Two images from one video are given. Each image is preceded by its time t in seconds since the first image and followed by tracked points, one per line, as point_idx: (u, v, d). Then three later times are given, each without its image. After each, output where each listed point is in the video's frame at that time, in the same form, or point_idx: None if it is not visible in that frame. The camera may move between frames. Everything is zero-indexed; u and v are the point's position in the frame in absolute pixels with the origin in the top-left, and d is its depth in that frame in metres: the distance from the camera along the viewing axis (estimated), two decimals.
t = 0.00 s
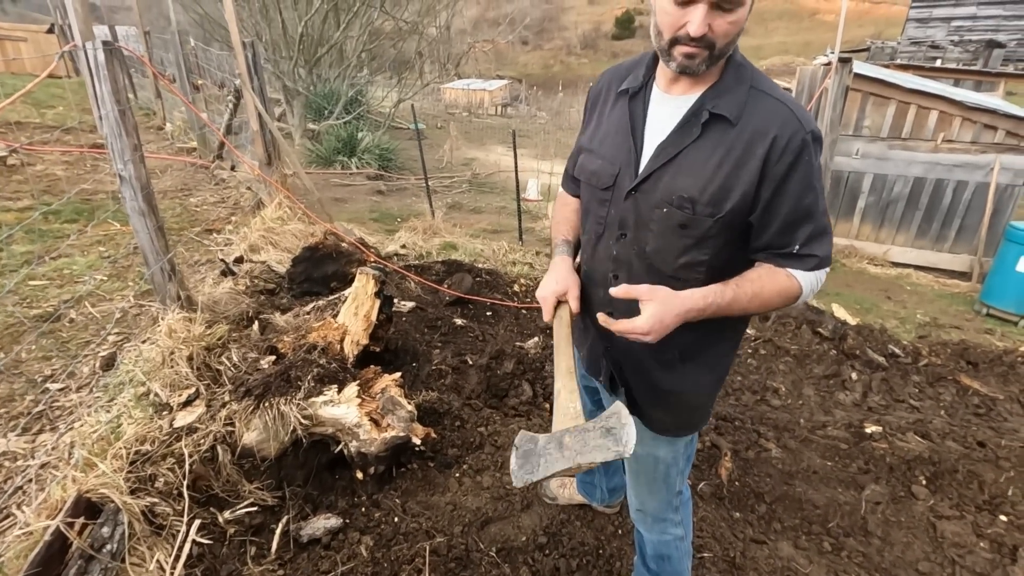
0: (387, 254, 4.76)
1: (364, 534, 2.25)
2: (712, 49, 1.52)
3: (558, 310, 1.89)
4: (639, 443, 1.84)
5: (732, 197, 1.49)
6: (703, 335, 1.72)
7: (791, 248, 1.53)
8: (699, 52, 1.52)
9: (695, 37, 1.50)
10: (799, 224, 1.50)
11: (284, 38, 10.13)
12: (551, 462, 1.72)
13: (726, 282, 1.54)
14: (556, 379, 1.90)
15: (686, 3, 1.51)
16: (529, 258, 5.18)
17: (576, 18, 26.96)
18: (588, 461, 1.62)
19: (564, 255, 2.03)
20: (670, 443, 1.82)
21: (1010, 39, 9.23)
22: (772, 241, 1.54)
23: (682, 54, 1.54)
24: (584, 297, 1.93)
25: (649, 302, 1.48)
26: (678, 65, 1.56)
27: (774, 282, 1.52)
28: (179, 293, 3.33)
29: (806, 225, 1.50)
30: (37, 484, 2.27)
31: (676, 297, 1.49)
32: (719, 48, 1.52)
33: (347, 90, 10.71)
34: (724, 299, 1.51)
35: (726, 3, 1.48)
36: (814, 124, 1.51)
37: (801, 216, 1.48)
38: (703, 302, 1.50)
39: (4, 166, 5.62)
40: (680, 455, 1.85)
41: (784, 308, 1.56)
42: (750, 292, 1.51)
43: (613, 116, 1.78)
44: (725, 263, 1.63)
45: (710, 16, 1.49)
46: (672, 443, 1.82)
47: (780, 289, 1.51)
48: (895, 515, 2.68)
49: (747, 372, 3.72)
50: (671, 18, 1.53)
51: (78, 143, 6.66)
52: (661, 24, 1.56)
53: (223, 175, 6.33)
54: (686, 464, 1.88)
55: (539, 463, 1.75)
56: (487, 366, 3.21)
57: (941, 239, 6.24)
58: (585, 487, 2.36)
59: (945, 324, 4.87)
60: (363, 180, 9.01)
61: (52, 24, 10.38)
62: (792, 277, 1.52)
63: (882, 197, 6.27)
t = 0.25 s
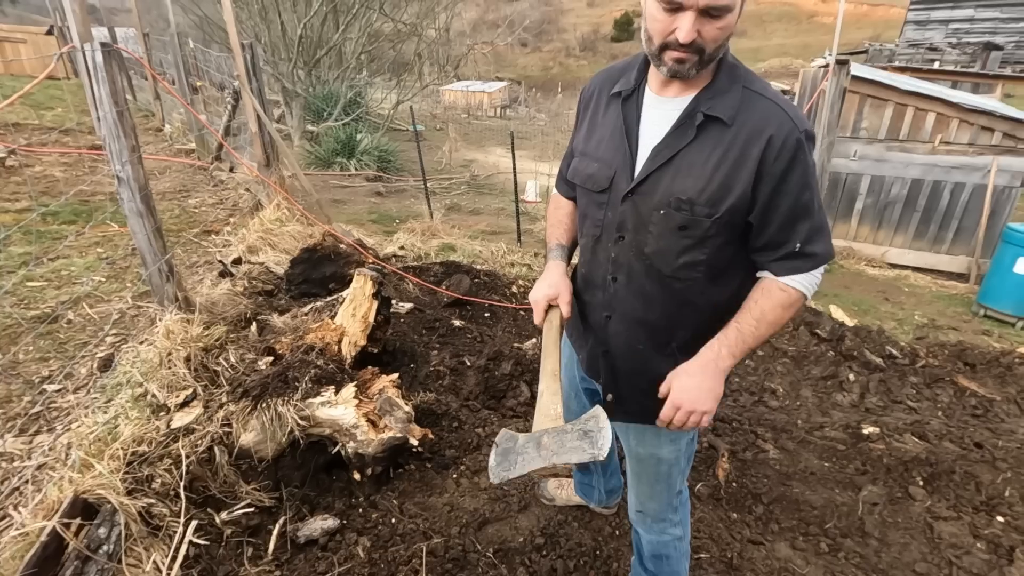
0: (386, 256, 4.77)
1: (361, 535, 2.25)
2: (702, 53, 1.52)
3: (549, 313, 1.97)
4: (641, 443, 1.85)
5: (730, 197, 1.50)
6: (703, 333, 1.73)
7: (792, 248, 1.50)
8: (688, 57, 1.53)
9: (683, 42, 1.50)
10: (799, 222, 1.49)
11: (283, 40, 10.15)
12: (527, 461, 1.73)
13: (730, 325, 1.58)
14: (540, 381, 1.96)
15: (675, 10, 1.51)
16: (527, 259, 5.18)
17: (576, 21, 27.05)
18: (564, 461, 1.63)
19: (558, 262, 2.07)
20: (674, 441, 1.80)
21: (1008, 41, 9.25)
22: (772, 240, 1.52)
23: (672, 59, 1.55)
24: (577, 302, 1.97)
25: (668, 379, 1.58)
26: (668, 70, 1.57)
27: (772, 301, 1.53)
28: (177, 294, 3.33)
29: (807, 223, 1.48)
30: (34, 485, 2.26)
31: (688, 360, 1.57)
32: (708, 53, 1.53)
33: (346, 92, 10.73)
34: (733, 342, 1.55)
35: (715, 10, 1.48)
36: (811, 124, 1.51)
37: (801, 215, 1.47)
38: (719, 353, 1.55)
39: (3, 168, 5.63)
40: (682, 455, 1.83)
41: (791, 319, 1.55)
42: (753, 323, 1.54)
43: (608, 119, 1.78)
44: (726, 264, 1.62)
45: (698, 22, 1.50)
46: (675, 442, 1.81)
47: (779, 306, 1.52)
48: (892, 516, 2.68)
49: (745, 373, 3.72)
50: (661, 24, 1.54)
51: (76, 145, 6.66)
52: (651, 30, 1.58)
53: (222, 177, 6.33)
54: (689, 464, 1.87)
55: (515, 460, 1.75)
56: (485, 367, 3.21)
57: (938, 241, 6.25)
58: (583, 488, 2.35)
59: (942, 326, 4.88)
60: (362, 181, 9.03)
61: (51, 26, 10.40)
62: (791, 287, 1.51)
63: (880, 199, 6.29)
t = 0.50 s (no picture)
0: (384, 257, 4.77)
1: (360, 536, 2.25)
2: (695, 53, 1.53)
3: (540, 314, 2.00)
4: (637, 444, 1.86)
5: (723, 198, 1.50)
6: (698, 333, 1.74)
7: (784, 250, 1.50)
8: (681, 55, 1.54)
9: (676, 41, 1.51)
10: (792, 223, 1.48)
11: (282, 41, 10.15)
12: (504, 452, 1.72)
13: (754, 359, 1.63)
14: (522, 379, 1.92)
15: (667, 8, 1.52)
16: (526, 261, 5.18)
17: (575, 22, 27.09)
18: (547, 461, 1.68)
19: (555, 265, 2.06)
20: (668, 442, 1.83)
21: (1006, 42, 9.27)
22: (765, 241, 1.52)
23: (665, 57, 1.56)
24: (571, 305, 1.99)
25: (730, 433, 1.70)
26: (661, 69, 1.58)
27: (778, 324, 1.56)
28: (175, 295, 3.33)
29: (799, 224, 1.48)
30: (32, 486, 2.26)
31: (738, 410, 1.67)
32: (701, 52, 1.53)
33: (345, 93, 10.73)
34: (766, 377, 1.61)
35: (707, 8, 1.49)
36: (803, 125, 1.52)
37: (793, 216, 1.47)
38: (762, 391, 1.63)
39: (2, 169, 5.63)
40: (678, 455, 1.86)
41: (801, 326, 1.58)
42: (773, 353, 1.58)
43: (603, 121, 1.79)
44: (720, 265, 1.62)
45: (691, 20, 1.51)
46: (670, 442, 1.83)
47: (786, 326, 1.55)
48: (891, 517, 2.68)
49: (743, 374, 3.72)
50: (654, 23, 1.55)
51: (75, 146, 6.66)
52: (645, 29, 1.59)
53: (221, 178, 6.34)
54: (684, 464, 1.89)
55: (490, 449, 1.73)
56: (484, 368, 3.22)
57: (937, 242, 6.26)
58: (581, 489, 2.35)
59: (941, 327, 4.88)
60: (361, 183, 9.03)
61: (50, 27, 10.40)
62: (771, 299, 1.56)
63: (878, 200, 6.30)
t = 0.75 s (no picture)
0: (384, 257, 4.78)
1: (360, 537, 2.25)
2: (693, 53, 1.53)
3: (534, 309, 2.04)
4: (636, 445, 1.86)
5: (721, 198, 1.50)
6: (696, 334, 1.73)
7: (784, 251, 1.50)
8: (680, 56, 1.54)
9: (674, 41, 1.51)
10: (790, 225, 1.48)
11: (282, 42, 10.16)
12: (498, 441, 1.70)
13: (765, 362, 1.63)
14: (518, 371, 1.93)
15: (666, 8, 1.53)
16: (526, 261, 5.19)
17: (575, 24, 27.11)
18: (541, 454, 1.67)
19: (551, 263, 2.10)
20: (667, 443, 1.83)
21: (1005, 44, 9.29)
22: (763, 242, 1.52)
23: (664, 58, 1.56)
24: (570, 305, 1.99)
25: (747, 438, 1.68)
26: (660, 70, 1.58)
27: (787, 325, 1.56)
28: (175, 296, 3.33)
29: (798, 224, 1.48)
30: (32, 487, 2.26)
31: (753, 415, 1.67)
32: (699, 52, 1.54)
33: (345, 94, 10.73)
34: (779, 379, 1.61)
35: (705, 8, 1.50)
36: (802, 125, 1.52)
37: (792, 216, 1.47)
38: (777, 394, 1.63)
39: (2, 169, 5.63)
40: (677, 455, 1.86)
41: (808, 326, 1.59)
42: (783, 354, 1.58)
43: (602, 121, 1.79)
44: (718, 265, 1.63)
45: (689, 21, 1.51)
46: (669, 443, 1.83)
47: (795, 326, 1.55)
48: (890, 517, 2.68)
49: (743, 375, 3.72)
50: (653, 24, 1.55)
51: (75, 147, 6.66)
52: (643, 30, 1.59)
53: (221, 179, 6.34)
54: (684, 465, 1.89)
55: (484, 437, 1.71)
56: (483, 369, 3.22)
57: (936, 243, 6.26)
58: (581, 489, 2.35)
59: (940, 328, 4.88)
60: (361, 183, 9.04)
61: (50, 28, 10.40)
62: (774, 299, 1.57)
63: (878, 201, 6.31)
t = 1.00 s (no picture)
0: (384, 258, 4.78)
1: (359, 537, 2.25)
2: (690, 53, 1.53)
3: (532, 308, 2.05)
4: (635, 445, 1.86)
5: (718, 198, 1.51)
6: (694, 333, 1.73)
7: (781, 251, 1.50)
8: (678, 56, 1.54)
9: (672, 41, 1.51)
10: (787, 225, 1.48)
11: (282, 43, 10.16)
12: (492, 440, 1.68)
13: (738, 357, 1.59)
14: (515, 370, 1.91)
15: (663, 9, 1.53)
16: (526, 262, 5.19)
17: (575, 25, 27.13)
18: (535, 452, 1.65)
19: (549, 260, 2.11)
20: (666, 443, 1.83)
21: (1005, 44, 9.28)
22: (760, 242, 1.53)
23: (662, 58, 1.56)
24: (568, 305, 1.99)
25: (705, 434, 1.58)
26: (658, 70, 1.58)
27: (770, 323, 1.55)
28: (174, 296, 3.33)
29: (795, 224, 1.48)
30: (31, 487, 2.26)
31: (717, 410, 1.59)
32: (697, 52, 1.53)
33: (345, 94, 10.74)
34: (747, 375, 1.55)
35: (702, 9, 1.50)
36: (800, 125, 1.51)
37: (789, 216, 1.47)
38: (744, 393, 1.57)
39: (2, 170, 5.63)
40: (676, 455, 1.86)
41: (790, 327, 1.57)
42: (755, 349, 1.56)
43: (600, 121, 1.79)
44: (715, 265, 1.63)
45: (687, 21, 1.51)
46: (668, 443, 1.83)
47: (774, 327, 1.55)
48: (890, 518, 2.68)
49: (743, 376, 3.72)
50: (650, 25, 1.55)
51: (75, 147, 6.66)
52: (641, 31, 1.59)
53: (221, 179, 6.34)
54: (683, 465, 1.89)
55: (479, 437, 1.70)
56: (483, 370, 3.22)
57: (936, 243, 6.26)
58: (580, 490, 2.35)
59: (940, 329, 4.88)
60: (361, 184, 9.04)
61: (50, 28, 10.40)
62: (765, 297, 1.56)
63: (877, 202, 6.33)
